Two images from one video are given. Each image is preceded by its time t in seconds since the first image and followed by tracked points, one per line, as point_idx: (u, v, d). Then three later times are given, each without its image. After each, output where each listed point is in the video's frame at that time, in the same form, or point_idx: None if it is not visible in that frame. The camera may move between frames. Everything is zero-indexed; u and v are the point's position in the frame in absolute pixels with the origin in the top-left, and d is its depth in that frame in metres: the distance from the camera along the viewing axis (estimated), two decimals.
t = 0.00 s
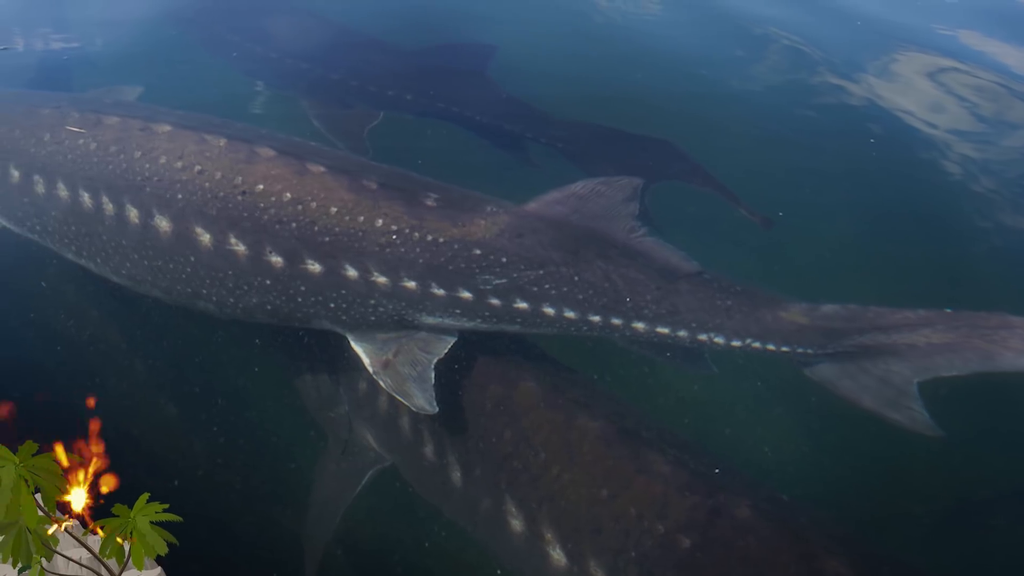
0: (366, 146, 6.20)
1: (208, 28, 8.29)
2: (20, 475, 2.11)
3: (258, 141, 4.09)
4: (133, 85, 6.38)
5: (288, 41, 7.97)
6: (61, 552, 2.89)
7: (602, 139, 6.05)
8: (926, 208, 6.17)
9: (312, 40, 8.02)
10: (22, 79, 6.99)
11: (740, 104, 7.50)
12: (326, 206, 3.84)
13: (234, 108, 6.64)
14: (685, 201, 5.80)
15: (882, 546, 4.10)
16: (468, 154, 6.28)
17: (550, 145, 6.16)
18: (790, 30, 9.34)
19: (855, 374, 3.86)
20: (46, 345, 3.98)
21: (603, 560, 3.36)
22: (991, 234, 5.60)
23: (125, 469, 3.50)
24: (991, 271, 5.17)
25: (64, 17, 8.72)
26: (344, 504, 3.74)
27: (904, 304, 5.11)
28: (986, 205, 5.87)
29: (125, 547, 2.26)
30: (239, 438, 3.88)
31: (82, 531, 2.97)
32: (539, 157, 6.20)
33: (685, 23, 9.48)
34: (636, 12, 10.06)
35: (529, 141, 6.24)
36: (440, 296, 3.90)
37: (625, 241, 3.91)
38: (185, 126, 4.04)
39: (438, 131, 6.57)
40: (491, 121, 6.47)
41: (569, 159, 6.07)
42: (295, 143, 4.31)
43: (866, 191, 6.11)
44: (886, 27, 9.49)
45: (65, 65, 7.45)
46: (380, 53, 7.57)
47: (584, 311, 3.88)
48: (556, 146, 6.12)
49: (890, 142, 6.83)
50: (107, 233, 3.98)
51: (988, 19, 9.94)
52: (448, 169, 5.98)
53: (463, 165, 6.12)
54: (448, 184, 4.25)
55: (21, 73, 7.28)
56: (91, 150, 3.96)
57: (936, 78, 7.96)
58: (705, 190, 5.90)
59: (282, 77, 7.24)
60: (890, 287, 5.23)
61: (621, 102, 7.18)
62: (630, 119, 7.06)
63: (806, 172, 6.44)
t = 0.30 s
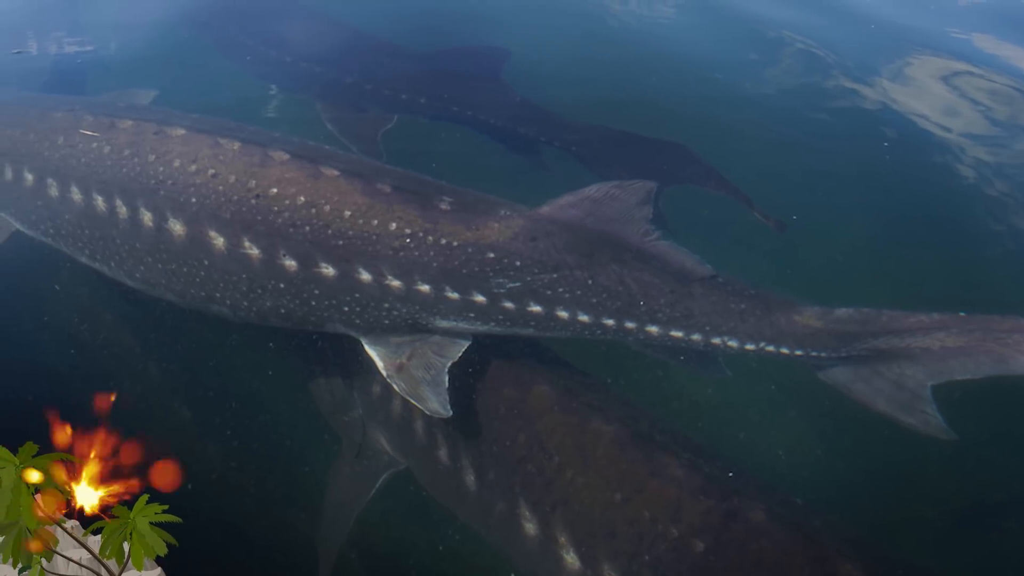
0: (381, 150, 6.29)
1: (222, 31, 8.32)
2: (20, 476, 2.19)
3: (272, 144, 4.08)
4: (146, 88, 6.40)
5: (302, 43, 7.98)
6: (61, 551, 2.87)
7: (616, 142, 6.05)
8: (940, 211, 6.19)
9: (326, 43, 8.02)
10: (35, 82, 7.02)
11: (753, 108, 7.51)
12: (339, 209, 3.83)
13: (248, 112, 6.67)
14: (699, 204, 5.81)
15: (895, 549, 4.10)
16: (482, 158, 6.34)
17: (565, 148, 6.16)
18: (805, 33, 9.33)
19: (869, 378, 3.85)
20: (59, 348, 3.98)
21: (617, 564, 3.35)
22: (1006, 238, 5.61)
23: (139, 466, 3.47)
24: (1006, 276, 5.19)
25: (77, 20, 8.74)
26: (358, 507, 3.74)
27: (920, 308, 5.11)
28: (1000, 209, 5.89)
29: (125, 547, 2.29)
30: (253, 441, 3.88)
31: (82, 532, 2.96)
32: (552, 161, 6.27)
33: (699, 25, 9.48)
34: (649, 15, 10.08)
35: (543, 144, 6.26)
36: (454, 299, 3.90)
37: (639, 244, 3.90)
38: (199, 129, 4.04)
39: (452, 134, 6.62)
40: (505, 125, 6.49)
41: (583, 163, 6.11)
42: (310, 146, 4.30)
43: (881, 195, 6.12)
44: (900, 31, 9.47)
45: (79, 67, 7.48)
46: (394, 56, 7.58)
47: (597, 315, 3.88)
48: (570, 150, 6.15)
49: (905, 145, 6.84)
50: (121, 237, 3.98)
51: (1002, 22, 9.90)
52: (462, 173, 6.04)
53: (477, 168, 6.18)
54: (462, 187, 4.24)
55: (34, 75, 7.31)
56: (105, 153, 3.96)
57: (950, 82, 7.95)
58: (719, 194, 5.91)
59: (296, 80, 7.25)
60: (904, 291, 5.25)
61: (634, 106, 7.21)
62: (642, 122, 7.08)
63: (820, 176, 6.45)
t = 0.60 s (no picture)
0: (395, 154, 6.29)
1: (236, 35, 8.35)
2: (20, 476, 2.04)
3: (285, 148, 4.09)
4: (160, 92, 6.42)
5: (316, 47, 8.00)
6: (62, 553, 2.85)
7: (629, 146, 6.05)
8: (953, 214, 6.20)
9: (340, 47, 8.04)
10: (49, 85, 7.04)
11: (766, 111, 7.53)
12: (353, 213, 3.84)
13: (262, 116, 6.69)
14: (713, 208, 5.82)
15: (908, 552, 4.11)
16: (496, 162, 6.34)
17: (579, 152, 6.16)
18: (820, 38, 9.34)
19: (882, 381, 3.86)
20: (73, 352, 3.98)
21: (630, 567, 3.35)
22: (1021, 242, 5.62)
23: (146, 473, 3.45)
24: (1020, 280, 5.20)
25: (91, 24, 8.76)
26: (372, 511, 3.74)
27: (935, 312, 5.11)
28: (1014, 213, 5.89)
29: (126, 548, 2.21)
30: (267, 445, 3.88)
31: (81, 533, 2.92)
32: (568, 165, 6.22)
33: (713, 29, 9.49)
34: (663, 19, 10.11)
35: (557, 148, 6.27)
36: (467, 303, 3.90)
37: (652, 248, 3.90)
38: (213, 133, 4.05)
39: (466, 138, 6.62)
40: (518, 128, 6.49)
41: (598, 167, 6.11)
42: (323, 150, 4.31)
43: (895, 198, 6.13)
44: (914, 35, 9.47)
45: (93, 71, 7.51)
46: (408, 60, 7.60)
47: (611, 318, 3.89)
48: (584, 154, 6.15)
49: (920, 148, 6.85)
50: (135, 240, 3.98)
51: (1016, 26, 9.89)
52: (477, 177, 6.04)
53: (491, 172, 6.18)
54: (475, 191, 4.25)
55: (48, 79, 7.33)
56: (118, 157, 3.96)
57: (963, 86, 7.96)
58: (734, 198, 5.92)
59: (310, 83, 7.25)
60: (917, 295, 5.28)
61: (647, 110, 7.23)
62: (655, 125, 7.08)
63: (833, 179, 6.46)
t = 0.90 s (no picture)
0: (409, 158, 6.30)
1: (249, 38, 8.37)
2: (20, 475, 2.02)
3: (299, 151, 4.09)
4: (174, 96, 6.44)
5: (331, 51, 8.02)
6: (63, 552, 2.82)
7: (642, 150, 6.05)
8: (966, 217, 6.22)
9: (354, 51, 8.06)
10: (64, 89, 7.07)
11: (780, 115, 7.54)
12: (367, 217, 3.84)
13: (276, 119, 6.71)
14: (726, 211, 5.82)
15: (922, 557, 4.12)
16: (511, 165, 6.34)
17: (593, 156, 6.16)
18: (833, 41, 9.34)
19: (896, 385, 3.86)
20: (86, 356, 3.99)
21: (644, 571, 3.34)
22: None
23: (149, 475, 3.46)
24: None
25: (105, 27, 8.79)
26: (386, 515, 3.74)
27: (950, 316, 5.10)
28: None
29: (126, 548, 2.18)
30: (281, 448, 3.89)
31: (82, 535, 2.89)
32: (581, 168, 6.22)
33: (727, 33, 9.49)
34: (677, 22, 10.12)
35: (570, 152, 6.27)
36: (481, 306, 3.90)
37: (666, 251, 3.90)
38: (227, 136, 4.05)
39: (479, 142, 6.62)
40: (532, 132, 6.50)
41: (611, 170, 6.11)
42: (337, 153, 4.31)
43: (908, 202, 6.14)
44: (928, 38, 9.46)
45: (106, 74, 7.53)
46: (422, 64, 7.61)
47: (625, 322, 3.88)
48: (598, 157, 6.15)
49: (932, 151, 6.85)
50: (148, 244, 3.98)
51: None
52: (490, 182, 6.04)
53: (505, 176, 6.19)
54: (488, 194, 4.25)
55: (63, 82, 7.34)
56: (133, 160, 3.96)
57: (977, 89, 7.96)
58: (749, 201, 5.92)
59: (323, 87, 7.26)
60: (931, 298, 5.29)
61: (662, 113, 7.24)
62: (667, 128, 7.09)
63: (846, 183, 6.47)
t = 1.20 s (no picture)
0: (423, 161, 6.31)
1: (263, 42, 8.39)
2: (20, 476, 2.05)
3: (313, 155, 4.09)
4: (187, 99, 6.45)
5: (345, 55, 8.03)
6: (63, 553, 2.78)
7: (656, 153, 6.05)
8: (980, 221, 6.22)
9: (368, 55, 8.08)
10: (77, 93, 7.09)
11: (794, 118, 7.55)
12: (381, 220, 3.84)
13: (290, 123, 6.72)
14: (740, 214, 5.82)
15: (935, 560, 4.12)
16: (525, 169, 6.35)
17: (607, 160, 6.17)
18: (846, 44, 9.32)
19: (909, 389, 3.86)
20: (100, 359, 3.99)
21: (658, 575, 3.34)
22: None
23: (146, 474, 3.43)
24: None
25: (118, 31, 8.79)
26: (399, 518, 3.74)
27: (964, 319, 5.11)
28: None
29: (125, 548, 2.25)
30: (295, 452, 3.89)
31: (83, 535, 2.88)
32: (595, 172, 6.22)
33: (741, 37, 9.49)
34: (690, 26, 10.12)
35: (584, 155, 6.28)
36: (495, 310, 3.90)
37: (680, 255, 3.90)
38: (240, 140, 4.05)
39: (493, 145, 6.63)
40: (546, 135, 6.50)
41: (624, 174, 6.11)
42: (351, 156, 4.31)
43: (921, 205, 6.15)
44: (942, 42, 9.45)
45: (120, 78, 7.54)
46: (436, 67, 7.63)
47: (639, 325, 3.87)
48: (612, 161, 6.16)
49: (946, 155, 6.84)
50: (162, 247, 3.98)
51: None
52: (504, 186, 6.05)
53: (518, 179, 6.19)
54: (502, 198, 4.25)
55: (77, 86, 7.35)
56: (146, 164, 3.97)
57: (991, 93, 7.96)
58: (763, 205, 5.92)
59: (336, 90, 7.28)
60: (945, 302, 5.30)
61: (676, 117, 7.25)
62: (680, 132, 7.08)
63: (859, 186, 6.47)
